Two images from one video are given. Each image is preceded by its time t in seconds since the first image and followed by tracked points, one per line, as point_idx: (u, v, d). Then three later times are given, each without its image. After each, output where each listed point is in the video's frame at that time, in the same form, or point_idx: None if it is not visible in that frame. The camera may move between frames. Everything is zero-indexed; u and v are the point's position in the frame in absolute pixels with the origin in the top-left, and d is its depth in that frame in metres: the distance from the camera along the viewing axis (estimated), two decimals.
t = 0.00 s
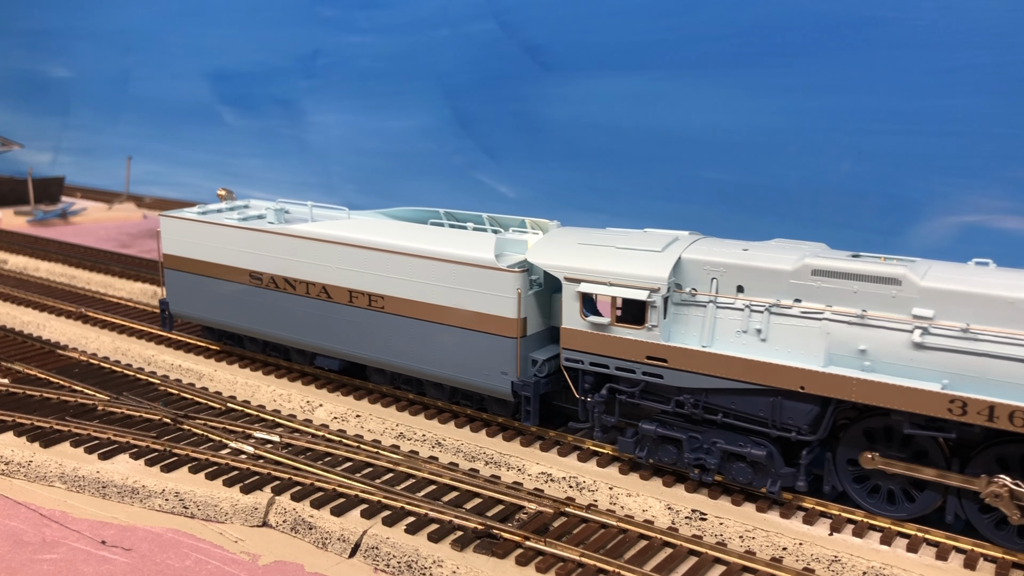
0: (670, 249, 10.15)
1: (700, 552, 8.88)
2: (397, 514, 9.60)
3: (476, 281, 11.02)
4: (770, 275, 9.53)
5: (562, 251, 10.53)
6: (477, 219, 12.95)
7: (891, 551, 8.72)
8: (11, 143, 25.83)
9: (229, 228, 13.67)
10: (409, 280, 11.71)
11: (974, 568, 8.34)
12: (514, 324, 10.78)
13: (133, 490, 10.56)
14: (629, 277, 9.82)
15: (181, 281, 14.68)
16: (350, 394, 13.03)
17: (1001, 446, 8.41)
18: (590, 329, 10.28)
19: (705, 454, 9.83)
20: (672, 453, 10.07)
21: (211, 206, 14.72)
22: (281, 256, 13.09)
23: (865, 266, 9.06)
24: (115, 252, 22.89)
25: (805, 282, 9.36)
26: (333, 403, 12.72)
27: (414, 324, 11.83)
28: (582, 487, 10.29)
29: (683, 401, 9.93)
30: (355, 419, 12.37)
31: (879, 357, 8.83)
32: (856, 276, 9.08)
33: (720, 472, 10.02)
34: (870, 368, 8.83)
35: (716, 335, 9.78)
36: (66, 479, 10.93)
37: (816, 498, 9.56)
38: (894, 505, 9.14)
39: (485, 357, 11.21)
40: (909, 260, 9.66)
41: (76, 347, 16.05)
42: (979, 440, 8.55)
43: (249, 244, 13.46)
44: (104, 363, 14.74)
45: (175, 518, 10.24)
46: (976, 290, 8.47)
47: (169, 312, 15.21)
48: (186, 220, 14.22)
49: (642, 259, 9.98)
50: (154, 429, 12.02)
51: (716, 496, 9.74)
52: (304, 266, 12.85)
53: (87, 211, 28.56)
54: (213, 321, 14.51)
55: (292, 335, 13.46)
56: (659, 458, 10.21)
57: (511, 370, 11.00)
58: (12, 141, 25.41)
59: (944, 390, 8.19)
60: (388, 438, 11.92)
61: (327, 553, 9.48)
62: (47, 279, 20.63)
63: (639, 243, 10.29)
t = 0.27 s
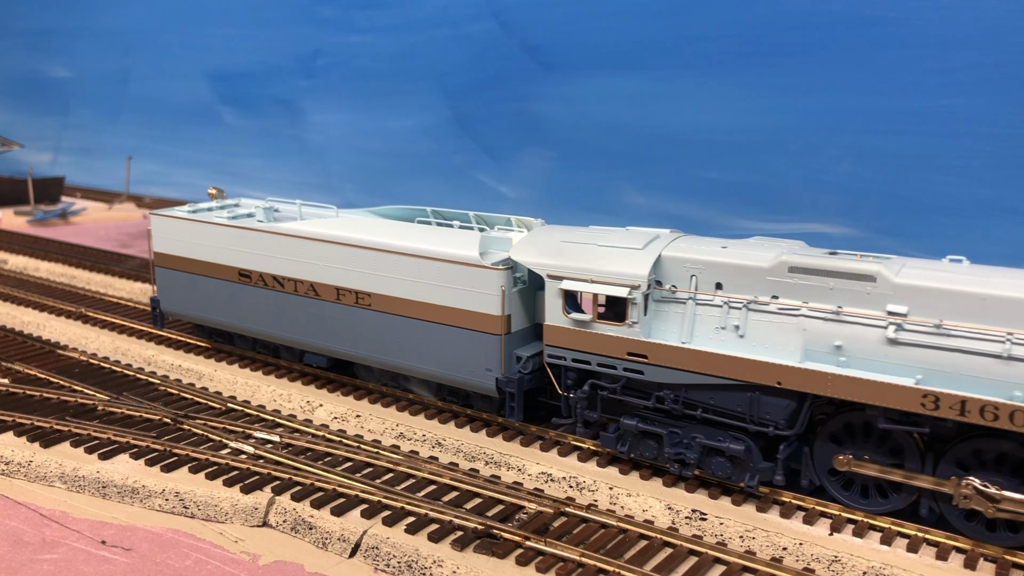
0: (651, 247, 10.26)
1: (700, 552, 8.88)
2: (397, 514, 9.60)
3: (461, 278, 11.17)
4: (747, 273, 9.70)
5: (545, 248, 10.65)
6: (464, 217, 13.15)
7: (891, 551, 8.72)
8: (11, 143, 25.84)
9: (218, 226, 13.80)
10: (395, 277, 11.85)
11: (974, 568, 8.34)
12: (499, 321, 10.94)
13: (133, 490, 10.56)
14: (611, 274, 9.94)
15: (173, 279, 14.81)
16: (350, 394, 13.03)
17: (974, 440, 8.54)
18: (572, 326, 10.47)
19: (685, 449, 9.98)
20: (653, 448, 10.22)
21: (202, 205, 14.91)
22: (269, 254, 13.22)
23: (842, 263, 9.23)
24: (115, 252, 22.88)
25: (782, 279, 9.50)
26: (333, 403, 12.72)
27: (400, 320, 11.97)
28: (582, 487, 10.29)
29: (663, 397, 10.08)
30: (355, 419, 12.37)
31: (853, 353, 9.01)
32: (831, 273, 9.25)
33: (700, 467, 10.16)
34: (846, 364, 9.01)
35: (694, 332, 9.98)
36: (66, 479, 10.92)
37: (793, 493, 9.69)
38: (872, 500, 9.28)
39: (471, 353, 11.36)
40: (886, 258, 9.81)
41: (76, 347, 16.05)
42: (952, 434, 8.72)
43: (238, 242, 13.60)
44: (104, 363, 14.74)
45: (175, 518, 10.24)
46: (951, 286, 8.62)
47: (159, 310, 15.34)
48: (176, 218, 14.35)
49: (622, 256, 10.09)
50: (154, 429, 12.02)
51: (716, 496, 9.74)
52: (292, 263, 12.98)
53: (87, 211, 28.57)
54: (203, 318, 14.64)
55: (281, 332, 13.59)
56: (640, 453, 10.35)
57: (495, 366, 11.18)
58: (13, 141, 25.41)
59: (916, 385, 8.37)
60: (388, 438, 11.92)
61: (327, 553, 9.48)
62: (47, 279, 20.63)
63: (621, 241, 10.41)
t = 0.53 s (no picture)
0: (632, 245, 10.50)
1: (700, 552, 8.88)
2: (397, 514, 9.60)
3: (446, 276, 11.32)
4: (725, 269, 9.95)
5: (529, 247, 10.88)
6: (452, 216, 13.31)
7: (891, 550, 8.72)
8: (11, 143, 25.84)
9: (207, 225, 13.95)
10: (381, 275, 12.00)
11: (974, 568, 8.35)
12: (484, 318, 11.10)
13: (133, 490, 10.56)
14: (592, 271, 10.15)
15: (165, 277, 14.94)
16: (351, 394, 13.04)
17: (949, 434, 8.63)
18: (555, 323, 10.63)
19: (665, 443, 10.14)
20: (634, 443, 10.38)
21: (193, 205, 15.16)
22: (258, 251, 13.38)
23: (817, 260, 9.41)
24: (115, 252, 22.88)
25: (759, 276, 9.76)
26: (333, 404, 12.72)
27: (387, 317, 12.12)
28: (582, 487, 10.29)
29: (644, 392, 10.25)
30: (355, 419, 12.37)
31: (830, 348, 9.18)
32: (808, 270, 9.42)
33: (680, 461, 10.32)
34: (822, 359, 9.18)
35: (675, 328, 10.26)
36: (66, 479, 10.93)
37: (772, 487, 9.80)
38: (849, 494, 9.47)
39: (456, 350, 11.51)
40: (860, 255, 10.04)
41: (76, 347, 16.05)
42: (927, 428, 8.77)
43: (227, 240, 13.76)
44: (104, 363, 14.75)
45: (175, 518, 10.25)
46: (926, 283, 8.82)
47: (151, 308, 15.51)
48: (167, 217, 14.52)
49: (606, 254, 10.31)
50: (154, 429, 12.02)
51: (717, 496, 9.74)
52: (280, 261, 13.13)
53: (87, 212, 28.58)
54: (194, 316, 14.79)
55: (270, 329, 13.74)
56: (622, 448, 10.52)
57: (480, 363, 11.36)
58: (13, 141, 25.41)
59: (890, 380, 8.49)
60: (388, 438, 11.92)
61: (327, 553, 9.48)
62: (46, 279, 20.64)
63: (603, 240, 10.65)
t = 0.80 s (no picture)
0: (614, 243, 10.58)
1: (700, 552, 8.88)
2: (397, 514, 9.60)
3: (432, 274, 11.47)
4: (705, 267, 10.04)
5: (513, 245, 11.00)
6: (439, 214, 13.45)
7: (891, 551, 8.73)
8: (12, 143, 25.85)
9: (197, 223, 14.08)
10: (368, 273, 12.14)
11: (974, 568, 8.35)
12: (469, 315, 11.25)
13: (133, 490, 10.56)
14: (574, 270, 10.28)
15: (156, 276, 15.05)
16: (350, 394, 13.04)
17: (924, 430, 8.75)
18: (539, 320, 10.76)
19: (646, 439, 10.30)
20: (617, 438, 10.53)
21: (185, 203, 15.32)
22: (247, 250, 13.51)
23: (794, 258, 9.50)
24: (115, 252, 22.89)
25: (738, 274, 9.87)
26: (333, 404, 12.72)
27: (374, 315, 12.26)
28: (582, 487, 10.29)
29: (625, 389, 10.40)
30: (355, 419, 12.37)
31: (807, 345, 9.30)
32: (785, 268, 9.53)
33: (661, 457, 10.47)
34: (799, 356, 9.31)
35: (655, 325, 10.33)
36: (66, 479, 10.93)
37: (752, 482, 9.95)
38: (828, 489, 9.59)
39: (442, 347, 11.67)
40: (837, 252, 10.18)
41: (76, 347, 16.05)
42: (903, 425, 8.91)
43: (217, 239, 13.88)
44: (104, 363, 14.75)
45: (175, 518, 10.25)
46: (899, 281, 8.97)
47: (141, 305, 15.62)
48: (157, 215, 14.64)
49: (588, 252, 10.43)
50: (154, 429, 12.02)
51: (716, 496, 9.74)
52: (269, 260, 13.25)
53: (87, 211, 28.59)
54: (183, 314, 14.91)
55: (259, 327, 13.87)
56: (604, 443, 10.68)
57: (465, 360, 11.50)
58: (13, 141, 25.41)
59: (866, 377, 8.64)
60: (388, 438, 11.93)
61: (327, 553, 9.49)
62: (47, 279, 20.65)
63: (585, 237, 10.74)
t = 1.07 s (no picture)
0: (596, 241, 10.67)
1: (700, 552, 8.89)
2: (397, 514, 9.60)
3: (417, 271, 11.60)
4: (684, 264, 10.12)
5: (496, 243, 11.07)
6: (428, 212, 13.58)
7: (891, 551, 8.73)
8: (11, 143, 25.84)
9: (186, 222, 14.19)
10: (355, 270, 12.28)
11: (974, 568, 8.36)
12: (454, 312, 11.39)
13: (133, 490, 10.56)
14: (557, 267, 10.37)
15: (145, 274, 15.15)
16: (350, 394, 13.04)
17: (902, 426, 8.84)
18: (521, 317, 10.86)
19: (627, 434, 10.43)
20: (598, 434, 10.66)
21: (175, 202, 15.40)
22: (235, 248, 13.64)
23: (771, 256, 9.60)
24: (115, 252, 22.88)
25: (717, 271, 9.95)
26: (333, 403, 12.71)
27: (361, 312, 12.40)
28: (582, 487, 10.30)
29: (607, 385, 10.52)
30: (355, 419, 12.37)
31: (784, 341, 9.41)
32: (763, 265, 9.63)
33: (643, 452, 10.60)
34: (776, 352, 9.41)
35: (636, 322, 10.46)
36: (66, 479, 10.93)
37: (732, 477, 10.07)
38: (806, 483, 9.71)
39: (428, 344, 11.80)
40: (814, 250, 10.27)
41: (76, 347, 16.05)
42: (879, 420, 9.01)
43: (205, 237, 14.00)
44: (104, 362, 14.75)
45: (175, 518, 10.25)
46: (872, 278, 9.04)
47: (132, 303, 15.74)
48: (147, 214, 14.74)
49: (570, 250, 10.52)
50: (154, 429, 12.02)
51: (716, 496, 9.73)
52: (257, 258, 13.38)
53: (87, 211, 28.59)
54: (174, 311, 15.03)
55: (248, 325, 14.00)
56: (587, 439, 10.80)
57: (451, 356, 11.64)
58: (13, 141, 25.42)
59: (841, 373, 8.80)
60: (388, 438, 11.93)
61: (328, 553, 9.49)
62: (47, 279, 20.65)
63: (567, 235, 10.83)
